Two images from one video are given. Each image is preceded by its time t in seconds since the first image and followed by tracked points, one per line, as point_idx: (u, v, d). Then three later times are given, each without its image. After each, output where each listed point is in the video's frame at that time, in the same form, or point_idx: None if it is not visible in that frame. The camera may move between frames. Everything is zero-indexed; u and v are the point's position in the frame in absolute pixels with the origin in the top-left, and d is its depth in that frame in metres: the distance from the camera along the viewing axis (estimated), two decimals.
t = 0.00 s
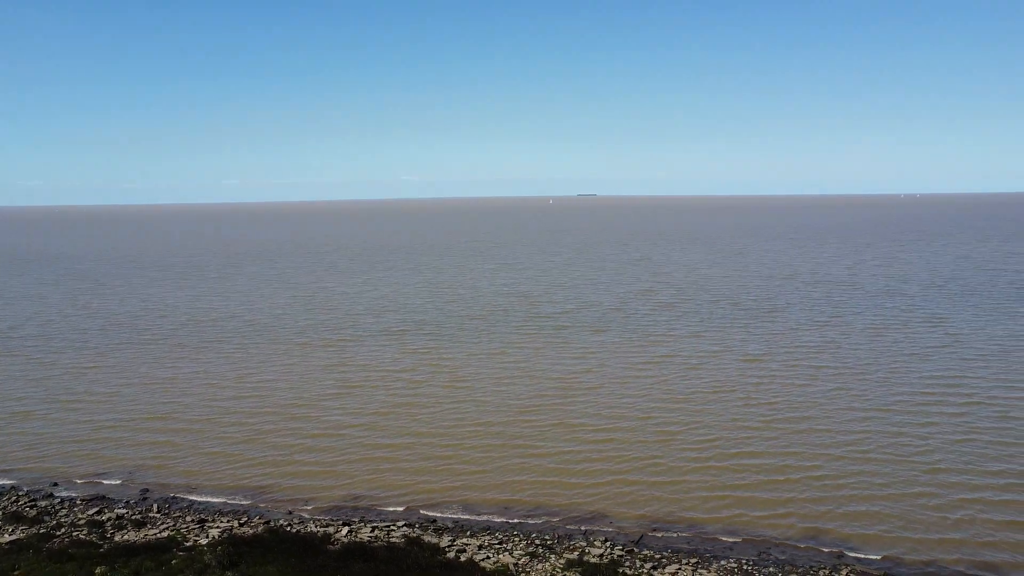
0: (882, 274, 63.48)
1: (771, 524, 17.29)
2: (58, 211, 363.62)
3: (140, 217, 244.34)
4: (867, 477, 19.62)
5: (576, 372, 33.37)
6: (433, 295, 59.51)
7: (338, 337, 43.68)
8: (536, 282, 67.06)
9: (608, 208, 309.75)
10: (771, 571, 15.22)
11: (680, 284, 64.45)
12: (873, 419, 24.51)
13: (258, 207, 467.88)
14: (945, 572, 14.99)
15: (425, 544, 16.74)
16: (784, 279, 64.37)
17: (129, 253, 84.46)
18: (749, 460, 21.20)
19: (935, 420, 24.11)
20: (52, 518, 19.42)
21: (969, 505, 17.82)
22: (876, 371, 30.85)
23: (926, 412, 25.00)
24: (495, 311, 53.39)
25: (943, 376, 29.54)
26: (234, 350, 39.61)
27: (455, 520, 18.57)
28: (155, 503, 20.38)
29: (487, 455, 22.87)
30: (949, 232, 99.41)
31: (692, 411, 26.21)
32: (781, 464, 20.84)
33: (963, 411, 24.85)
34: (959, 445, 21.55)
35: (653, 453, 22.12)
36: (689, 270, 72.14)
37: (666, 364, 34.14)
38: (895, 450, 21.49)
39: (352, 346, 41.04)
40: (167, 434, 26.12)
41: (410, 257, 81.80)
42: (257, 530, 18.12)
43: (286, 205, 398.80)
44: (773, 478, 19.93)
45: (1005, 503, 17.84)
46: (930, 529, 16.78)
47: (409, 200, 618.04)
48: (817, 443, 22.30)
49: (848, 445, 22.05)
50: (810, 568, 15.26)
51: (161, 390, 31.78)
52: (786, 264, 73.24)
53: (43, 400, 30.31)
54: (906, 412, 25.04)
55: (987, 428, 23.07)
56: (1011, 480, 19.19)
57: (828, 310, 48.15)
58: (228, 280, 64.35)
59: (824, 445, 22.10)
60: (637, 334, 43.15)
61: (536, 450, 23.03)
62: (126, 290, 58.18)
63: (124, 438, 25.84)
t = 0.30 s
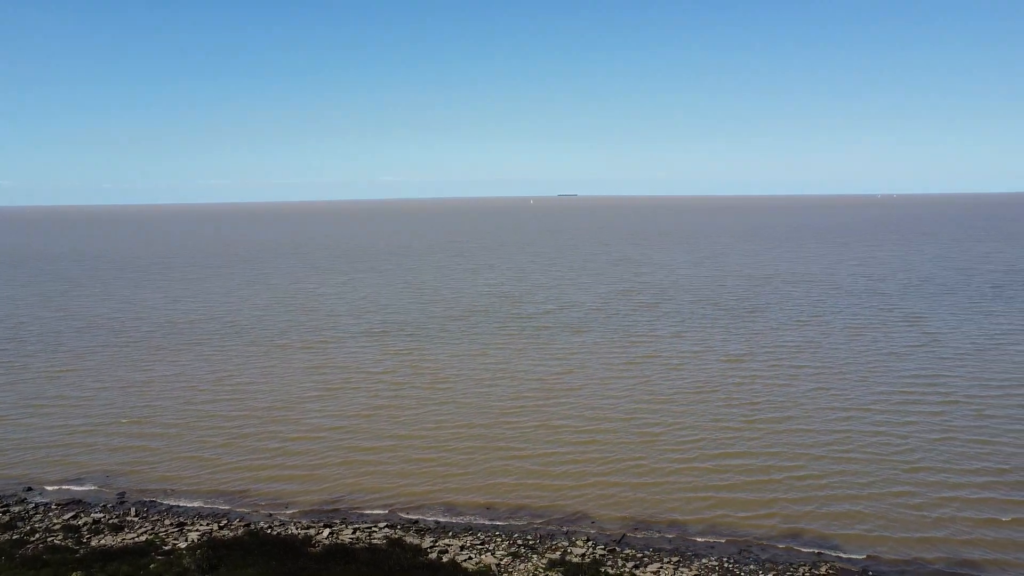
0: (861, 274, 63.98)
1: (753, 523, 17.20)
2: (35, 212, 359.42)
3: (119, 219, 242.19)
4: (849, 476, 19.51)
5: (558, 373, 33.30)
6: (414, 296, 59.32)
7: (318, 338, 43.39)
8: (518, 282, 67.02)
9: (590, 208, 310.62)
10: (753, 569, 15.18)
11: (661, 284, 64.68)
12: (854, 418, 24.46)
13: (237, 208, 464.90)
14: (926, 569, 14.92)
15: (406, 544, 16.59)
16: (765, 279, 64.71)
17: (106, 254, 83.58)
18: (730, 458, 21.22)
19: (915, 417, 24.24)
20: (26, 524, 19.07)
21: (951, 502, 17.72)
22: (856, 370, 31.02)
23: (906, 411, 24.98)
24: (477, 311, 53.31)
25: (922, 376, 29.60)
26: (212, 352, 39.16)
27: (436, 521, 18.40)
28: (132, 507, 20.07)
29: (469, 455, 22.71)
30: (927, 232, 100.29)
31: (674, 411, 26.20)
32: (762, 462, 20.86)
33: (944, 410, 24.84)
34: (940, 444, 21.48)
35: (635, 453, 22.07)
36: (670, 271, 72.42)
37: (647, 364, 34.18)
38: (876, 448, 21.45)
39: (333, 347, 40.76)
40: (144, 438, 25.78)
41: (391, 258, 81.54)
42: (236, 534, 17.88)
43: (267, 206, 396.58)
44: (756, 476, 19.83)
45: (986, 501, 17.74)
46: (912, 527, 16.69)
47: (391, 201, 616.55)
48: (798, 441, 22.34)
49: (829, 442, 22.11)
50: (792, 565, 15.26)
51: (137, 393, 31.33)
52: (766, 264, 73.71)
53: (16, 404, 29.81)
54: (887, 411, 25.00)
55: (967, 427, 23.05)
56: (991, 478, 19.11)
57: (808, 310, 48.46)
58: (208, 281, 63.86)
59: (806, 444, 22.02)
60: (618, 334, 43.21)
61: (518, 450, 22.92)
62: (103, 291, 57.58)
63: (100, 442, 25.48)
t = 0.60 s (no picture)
0: (839, 274, 64.62)
1: (734, 522, 17.23)
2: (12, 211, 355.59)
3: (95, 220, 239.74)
4: (829, 474, 19.55)
5: (539, 375, 33.30)
6: (395, 297, 59.14)
7: (298, 339, 43.11)
8: (499, 283, 67.04)
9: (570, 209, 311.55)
10: (734, 567, 15.25)
11: (642, 284, 65.00)
12: (833, 418, 24.64)
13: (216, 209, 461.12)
14: (905, 566, 15.02)
15: (388, 546, 16.56)
16: (744, 279, 65.20)
17: (81, 254, 82.62)
18: (711, 457, 21.31)
19: (893, 416, 24.46)
20: None
21: (929, 501, 17.78)
22: (834, 370, 31.30)
23: (886, 411, 25.11)
24: (458, 312, 53.28)
25: (900, 377, 29.82)
26: (190, 354, 38.79)
27: (418, 523, 18.34)
28: (108, 511, 19.80)
29: (451, 458, 22.63)
30: (904, 233, 101.38)
31: (655, 412, 26.29)
32: (743, 461, 20.95)
33: (921, 410, 25.04)
34: (918, 443, 21.56)
35: (617, 453, 22.11)
36: (650, 271, 72.81)
37: (628, 365, 34.30)
38: (855, 446, 21.62)
39: (314, 349, 40.54)
40: (121, 441, 25.45)
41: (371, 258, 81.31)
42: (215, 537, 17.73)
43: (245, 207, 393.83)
44: (736, 475, 19.88)
45: (964, 499, 17.79)
46: (891, 524, 16.80)
47: (371, 200, 614.38)
48: (778, 440, 22.47)
49: (809, 441, 22.25)
50: (772, 562, 15.38)
51: (114, 397, 30.92)
52: (744, 265, 74.34)
53: None
54: (867, 412, 25.11)
55: (945, 426, 23.17)
56: (969, 476, 19.20)
57: (787, 310, 48.87)
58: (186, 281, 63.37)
59: (786, 443, 22.08)
60: (599, 335, 43.34)
61: (499, 452, 22.86)
62: (79, 292, 56.90)
63: (76, 445, 25.10)
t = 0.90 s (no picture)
0: (817, 274, 65.39)
1: (714, 521, 17.34)
2: None
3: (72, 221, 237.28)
4: (809, 473, 19.67)
5: (520, 376, 33.38)
6: (375, 297, 59.09)
7: (278, 341, 42.92)
8: (481, 283, 67.18)
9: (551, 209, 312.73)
10: (714, 565, 15.38)
11: (622, 284, 65.38)
12: (810, 417, 24.86)
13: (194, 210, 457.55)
14: (882, 562, 15.17)
15: (369, 547, 16.55)
16: (723, 279, 65.79)
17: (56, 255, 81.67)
18: (691, 456, 21.44)
19: (869, 416, 24.74)
20: None
21: (905, 497, 18.00)
22: (812, 371, 31.62)
23: (865, 411, 25.34)
24: (439, 313, 53.29)
25: (879, 376, 30.13)
26: (169, 357, 38.47)
27: (399, 524, 18.34)
28: (85, 515, 19.58)
29: (432, 461, 22.60)
30: (882, 233, 102.61)
31: (635, 413, 26.41)
32: (722, 459, 21.11)
33: (897, 409, 25.35)
34: (894, 441, 21.79)
35: (597, 454, 22.19)
36: (631, 271, 73.25)
37: (609, 366, 34.47)
38: (832, 444, 21.82)
39: (294, 351, 40.37)
40: (97, 444, 25.17)
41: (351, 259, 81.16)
42: (195, 541, 17.63)
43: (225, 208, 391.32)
44: (717, 474, 19.98)
45: (942, 497, 17.94)
46: (868, 519, 17.00)
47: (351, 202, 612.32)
48: (757, 439, 22.65)
49: (787, 440, 22.44)
50: (751, 559, 15.53)
51: (91, 400, 30.59)
52: (724, 264, 75.00)
53: None
54: (846, 412, 25.33)
55: (924, 426, 23.40)
56: (946, 474, 19.40)
57: (766, 310, 49.39)
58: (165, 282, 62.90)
59: (767, 443, 22.21)
60: (580, 335, 43.54)
61: (481, 454, 22.87)
62: (54, 294, 56.28)
63: (52, 448, 24.80)
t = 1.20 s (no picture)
0: (796, 273, 65.97)
1: (695, 521, 17.48)
2: None
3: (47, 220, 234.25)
4: (788, 474, 19.91)
5: (502, 378, 33.44)
6: (357, 298, 58.91)
7: (259, 343, 42.70)
8: (463, 284, 67.10)
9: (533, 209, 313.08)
10: (694, 564, 15.53)
11: (603, 284, 65.60)
12: (790, 417, 25.13)
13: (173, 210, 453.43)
14: (861, 561, 15.35)
15: (351, 549, 16.54)
16: (704, 278, 66.23)
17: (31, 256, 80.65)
18: (672, 457, 21.63)
19: (847, 416, 25.05)
20: None
21: (882, 496, 18.25)
22: (791, 371, 31.95)
23: (845, 412, 25.59)
24: (421, 314, 53.22)
25: (858, 376, 30.43)
26: (147, 360, 38.13)
27: (382, 526, 18.33)
28: (62, 520, 19.40)
29: (415, 464, 22.60)
30: (860, 233, 103.45)
31: (617, 415, 26.57)
32: (703, 459, 21.30)
33: (875, 409, 25.68)
34: (872, 441, 22.10)
35: (579, 455, 22.31)
36: (613, 271, 73.52)
37: (591, 367, 34.62)
38: (811, 445, 22.09)
39: (275, 353, 40.19)
40: (75, 448, 24.92)
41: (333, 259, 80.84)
42: (174, 544, 17.54)
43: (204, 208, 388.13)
44: (698, 475, 20.14)
45: (920, 496, 18.17)
46: (846, 517, 17.23)
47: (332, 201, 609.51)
48: (737, 439, 22.87)
49: (767, 441, 22.68)
50: (731, 558, 15.71)
51: (68, 404, 30.27)
52: (705, 264, 75.43)
53: None
54: (827, 412, 25.58)
55: (903, 426, 23.65)
56: (922, 472, 19.69)
57: (746, 309, 49.77)
58: (142, 283, 62.30)
59: (749, 443, 22.40)
60: (562, 336, 43.67)
61: (463, 456, 22.90)
62: (30, 295, 55.60)
63: (28, 453, 24.54)
